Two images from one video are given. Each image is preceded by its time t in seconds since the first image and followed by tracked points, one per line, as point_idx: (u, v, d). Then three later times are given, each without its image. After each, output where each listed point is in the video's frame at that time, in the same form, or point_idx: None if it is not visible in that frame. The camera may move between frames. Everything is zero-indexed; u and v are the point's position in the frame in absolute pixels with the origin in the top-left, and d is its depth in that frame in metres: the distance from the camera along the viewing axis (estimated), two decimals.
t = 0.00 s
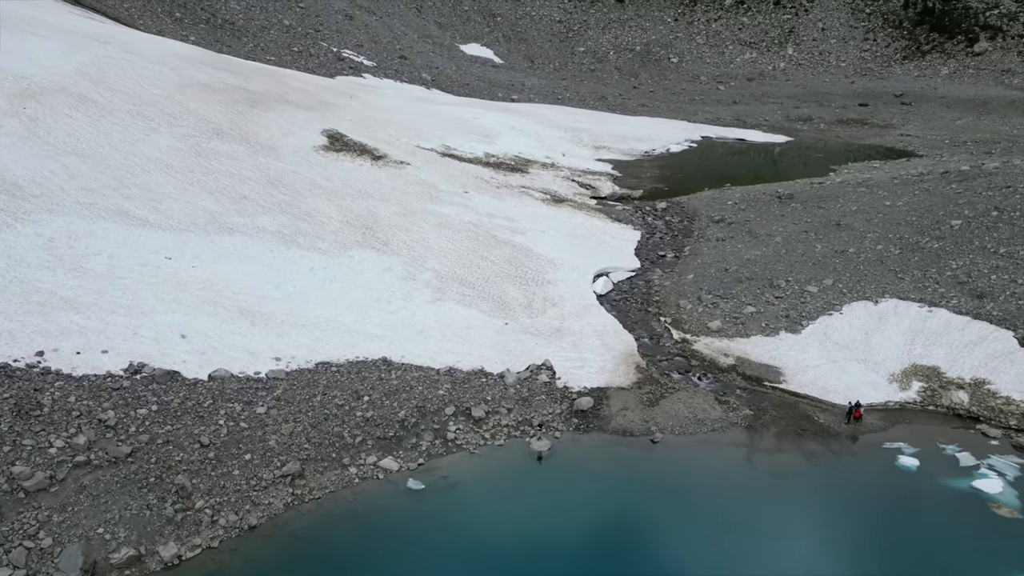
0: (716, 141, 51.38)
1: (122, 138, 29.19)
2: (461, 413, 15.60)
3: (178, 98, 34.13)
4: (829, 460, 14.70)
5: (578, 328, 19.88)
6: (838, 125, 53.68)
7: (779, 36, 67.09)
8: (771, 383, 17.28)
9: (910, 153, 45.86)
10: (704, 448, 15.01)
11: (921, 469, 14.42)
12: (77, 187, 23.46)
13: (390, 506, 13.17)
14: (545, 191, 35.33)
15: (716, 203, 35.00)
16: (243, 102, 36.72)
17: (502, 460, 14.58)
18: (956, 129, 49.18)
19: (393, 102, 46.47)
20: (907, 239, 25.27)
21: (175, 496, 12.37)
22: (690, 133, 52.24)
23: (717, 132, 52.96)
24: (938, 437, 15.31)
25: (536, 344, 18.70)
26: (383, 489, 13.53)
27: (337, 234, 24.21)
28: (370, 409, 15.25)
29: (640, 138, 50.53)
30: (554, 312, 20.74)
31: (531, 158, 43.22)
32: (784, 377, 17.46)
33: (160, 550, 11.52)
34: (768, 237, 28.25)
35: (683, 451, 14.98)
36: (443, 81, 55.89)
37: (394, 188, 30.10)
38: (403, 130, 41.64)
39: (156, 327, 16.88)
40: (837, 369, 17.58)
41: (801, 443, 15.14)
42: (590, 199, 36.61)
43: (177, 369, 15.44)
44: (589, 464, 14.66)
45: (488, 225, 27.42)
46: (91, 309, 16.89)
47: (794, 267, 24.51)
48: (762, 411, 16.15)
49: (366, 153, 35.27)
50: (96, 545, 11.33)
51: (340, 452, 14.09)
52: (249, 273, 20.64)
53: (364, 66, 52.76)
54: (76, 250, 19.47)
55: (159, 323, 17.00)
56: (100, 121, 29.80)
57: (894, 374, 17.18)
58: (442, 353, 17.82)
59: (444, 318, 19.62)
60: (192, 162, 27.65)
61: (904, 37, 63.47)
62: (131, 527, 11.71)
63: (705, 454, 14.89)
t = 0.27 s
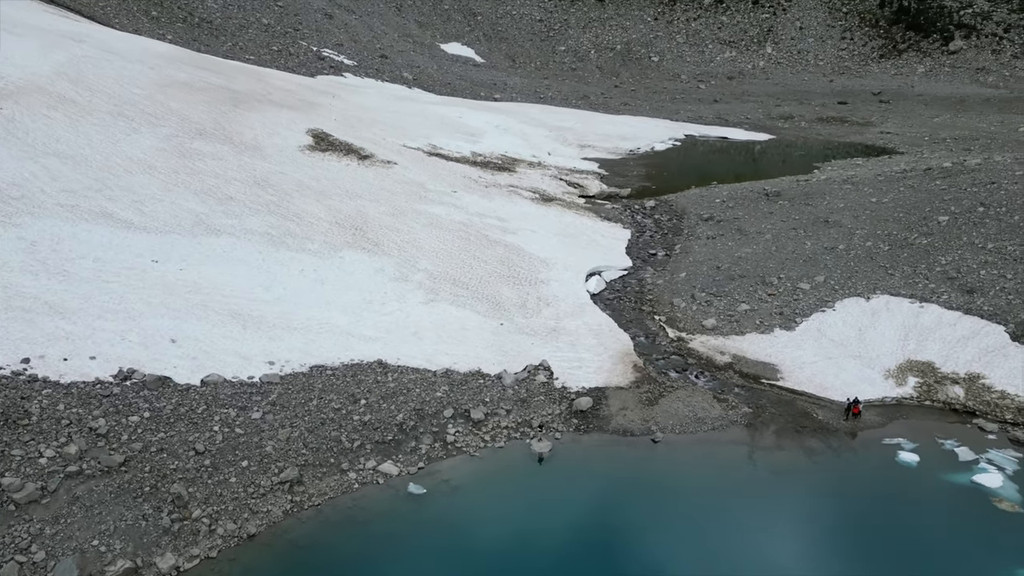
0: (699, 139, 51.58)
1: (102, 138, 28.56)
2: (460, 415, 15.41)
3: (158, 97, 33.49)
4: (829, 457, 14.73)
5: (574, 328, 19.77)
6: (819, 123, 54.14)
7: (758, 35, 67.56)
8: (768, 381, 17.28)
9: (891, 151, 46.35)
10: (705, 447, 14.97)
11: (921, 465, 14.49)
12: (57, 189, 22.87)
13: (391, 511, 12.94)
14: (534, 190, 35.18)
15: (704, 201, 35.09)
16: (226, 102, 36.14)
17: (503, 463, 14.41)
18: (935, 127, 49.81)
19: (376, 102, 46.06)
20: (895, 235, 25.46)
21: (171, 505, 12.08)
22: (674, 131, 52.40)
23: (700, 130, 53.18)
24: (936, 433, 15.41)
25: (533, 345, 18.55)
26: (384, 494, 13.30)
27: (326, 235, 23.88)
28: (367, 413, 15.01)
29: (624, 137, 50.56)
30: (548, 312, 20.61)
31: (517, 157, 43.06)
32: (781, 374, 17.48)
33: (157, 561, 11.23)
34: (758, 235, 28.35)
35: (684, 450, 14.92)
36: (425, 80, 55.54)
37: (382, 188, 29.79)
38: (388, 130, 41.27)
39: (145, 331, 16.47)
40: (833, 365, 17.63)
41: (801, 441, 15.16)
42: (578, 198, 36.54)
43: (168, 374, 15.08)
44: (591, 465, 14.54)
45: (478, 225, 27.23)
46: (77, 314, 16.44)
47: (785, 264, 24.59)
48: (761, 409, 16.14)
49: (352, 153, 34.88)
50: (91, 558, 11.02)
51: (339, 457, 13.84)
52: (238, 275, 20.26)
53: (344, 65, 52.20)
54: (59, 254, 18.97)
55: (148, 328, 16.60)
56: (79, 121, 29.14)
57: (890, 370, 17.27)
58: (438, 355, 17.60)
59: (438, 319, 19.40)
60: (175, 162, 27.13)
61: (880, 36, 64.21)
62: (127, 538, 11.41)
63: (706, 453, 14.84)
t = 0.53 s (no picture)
0: (681, 135, 51.68)
1: (80, 137, 27.86)
2: (458, 415, 15.21)
3: (137, 94, 32.77)
4: (829, 452, 14.77)
5: (569, 325, 19.64)
6: (799, 119, 54.51)
7: (736, 31, 67.90)
8: (765, 376, 17.29)
9: (872, 145, 46.78)
10: (705, 444, 14.95)
11: (920, 458, 14.61)
12: (36, 188, 22.25)
13: (393, 515, 12.74)
14: (521, 187, 34.98)
15: (692, 196, 35.13)
16: (206, 99, 35.49)
17: (504, 463, 14.26)
18: (914, 121, 50.39)
19: (358, 98, 45.55)
20: (883, 229, 25.65)
21: (166, 512, 11.80)
22: (657, 127, 52.49)
23: (683, 126, 53.32)
24: (933, 425, 15.54)
25: (529, 343, 18.38)
26: (384, 497, 13.09)
27: (314, 234, 23.51)
28: (364, 414, 14.76)
29: (608, 133, 50.51)
30: (543, 309, 20.46)
31: (503, 154, 42.82)
32: (778, 369, 17.49)
33: (154, 571, 10.97)
34: (747, 230, 28.42)
35: (684, 447, 14.88)
36: (405, 77, 55.06)
37: (369, 186, 29.42)
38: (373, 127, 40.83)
39: (133, 334, 16.04)
40: (828, 359, 17.69)
41: (800, 436, 15.18)
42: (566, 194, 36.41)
43: (158, 378, 14.71)
44: (591, 463, 14.44)
45: (468, 222, 26.99)
46: (62, 317, 15.98)
47: (775, 259, 24.66)
48: (759, 404, 16.15)
49: (336, 150, 34.43)
50: (86, 569, 10.73)
51: (337, 460, 13.61)
52: (226, 276, 19.85)
53: (323, 61, 51.52)
54: (40, 255, 18.44)
55: (135, 330, 16.17)
56: (56, 119, 28.41)
57: (885, 364, 17.37)
58: (434, 354, 17.37)
59: (431, 318, 19.16)
60: (157, 160, 26.54)
61: (857, 32, 64.83)
62: (122, 547, 11.13)
63: (707, 450, 14.81)
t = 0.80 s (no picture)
0: (664, 129, 51.73)
1: (57, 132, 27.14)
2: (457, 413, 15.03)
3: (115, 89, 32.01)
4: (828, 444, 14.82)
5: (564, 320, 19.51)
6: (780, 112, 54.81)
7: (716, 25, 68.09)
8: (762, 369, 17.30)
9: (853, 138, 47.18)
10: (705, 439, 14.93)
11: (919, 450, 14.72)
12: (14, 186, 21.62)
13: (395, 517, 12.51)
14: (509, 181, 34.75)
15: (680, 190, 35.14)
16: (186, 94, 34.79)
17: (504, 461, 14.10)
18: (893, 114, 50.89)
19: (340, 93, 44.98)
20: (871, 221, 25.83)
21: (162, 518, 11.53)
22: (641, 122, 52.51)
23: (666, 120, 53.40)
24: (930, 416, 15.67)
25: (524, 339, 18.22)
26: (385, 498, 12.86)
27: (302, 230, 23.13)
28: (361, 414, 14.52)
29: (592, 127, 50.42)
30: (537, 305, 20.30)
31: (488, 148, 42.54)
32: (774, 362, 17.51)
33: None
34: (736, 223, 28.48)
35: (684, 442, 14.84)
36: (386, 71, 54.49)
37: (356, 181, 29.03)
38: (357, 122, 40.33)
39: (120, 334, 15.62)
40: (823, 352, 17.74)
41: (799, 429, 15.22)
42: (554, 188, 36.25)
43: (149, 380, 14.34)
44: (592, 460, 14.33)
45: (457, 217, 26.73)
46: (46, 319, 15.52)
47: (766, 252, 24.71)
48: (757, 398, 16.16)
49: (321, 145, 33.94)
50: None
51: (335, 461, 13.38)
52: (213, 274, 19.45)
53: (302, 55, 50.76)
54: (21, 255, 17.90)
55: (123, 330, 15.75)
56: (33, 115, 27.66)
57: (880, 355, 17.47)
58: (429, 352, 17.15)
59: (425, 315, 18.91)
60: (138, 157, 25.93)
61: (835, 26, 65.32)
62: (117, 555, 10.85)
63: (706, 445, 14.79)
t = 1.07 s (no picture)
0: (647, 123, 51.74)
1: (34, 128, 26.39)
2: (455, 411, 14.83)
3: (92, 84, 31.22)
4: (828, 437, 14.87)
5: (559, 316, 19.36)
6: (762, 106, 55.05)
7: (695, 19, 68.21)
8: (759, 363, 17.29)
9: (835, 131, 47.52)
10: (705, 433, 14.89)
11: (918, 441, 14.83)
12: None
13: (396, 519, 12.31)
14: (497, 176, 34.50)
15: (667, 184, 35.13)
16: (165, 89, 34.07)
17: (505, 459, 13.94)
18: (873, 107, 51.33)
19: (321, 88, 44.36)
20: (859, 213, 25.97)
21: (158, 524, 11.24)
22: (625, 116, 52.47)
23: (649, 114, 53.41)
24: (927, 407, 15.79)
25: (520, 335, 18.05)
26: (386, 499, 12.65)
27: (289, 227, 22.73)
28: (358, 414, 14.27)
29: (575, 122, 50.26)
30: (531, 301, 20.13)
31: (474, 143, 42.22)
32: (770, 355, 17.51)
33: None
34: (725, 216, 28.50)
35: (684, 437, 14.79)
36: (366, 66, 53.86)
37: (342, 177, 28.61)
38: (341, 116, 39.81)
39: (108, 335, 15.19)
40: (819, 344, 17.78)
41: (798, 422, 15.24)
42: (541, 183, 36.06)
43: (139, 382, 13.97)
44: (592, 456, 14.24)
45: (447, 213, 26.45)
46: (30, 320, 15.05)
47: (757, 245, 24.73)
48: (755, 392, 16.15)
49: (305, 140, 33.42)
50: None
51: (333, 462, 13.14)
52: (201, 272, 19.03)
53: (280, 49, 49.95)
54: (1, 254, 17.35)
55: (110, 331, 15.32)
56: (8, 110, 26.87)
57: (875, 347, 17.54)
58: (425, 349, 16.91)
59: (418, 312, 18.66)
60: (118, 153, 25.31)
61: (813, 20, 65.72)
62: (113, 563, 10.57)
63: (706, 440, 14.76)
